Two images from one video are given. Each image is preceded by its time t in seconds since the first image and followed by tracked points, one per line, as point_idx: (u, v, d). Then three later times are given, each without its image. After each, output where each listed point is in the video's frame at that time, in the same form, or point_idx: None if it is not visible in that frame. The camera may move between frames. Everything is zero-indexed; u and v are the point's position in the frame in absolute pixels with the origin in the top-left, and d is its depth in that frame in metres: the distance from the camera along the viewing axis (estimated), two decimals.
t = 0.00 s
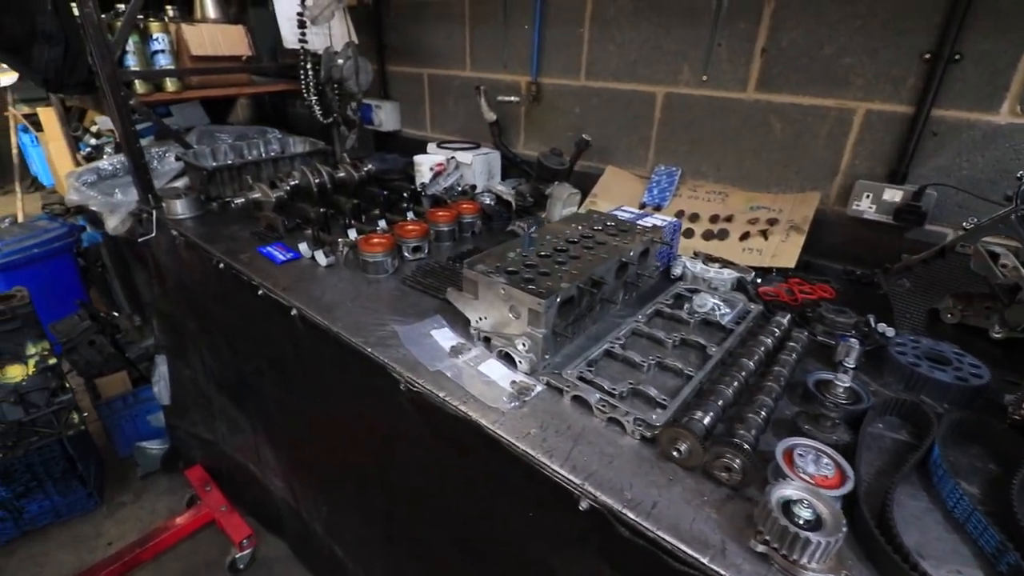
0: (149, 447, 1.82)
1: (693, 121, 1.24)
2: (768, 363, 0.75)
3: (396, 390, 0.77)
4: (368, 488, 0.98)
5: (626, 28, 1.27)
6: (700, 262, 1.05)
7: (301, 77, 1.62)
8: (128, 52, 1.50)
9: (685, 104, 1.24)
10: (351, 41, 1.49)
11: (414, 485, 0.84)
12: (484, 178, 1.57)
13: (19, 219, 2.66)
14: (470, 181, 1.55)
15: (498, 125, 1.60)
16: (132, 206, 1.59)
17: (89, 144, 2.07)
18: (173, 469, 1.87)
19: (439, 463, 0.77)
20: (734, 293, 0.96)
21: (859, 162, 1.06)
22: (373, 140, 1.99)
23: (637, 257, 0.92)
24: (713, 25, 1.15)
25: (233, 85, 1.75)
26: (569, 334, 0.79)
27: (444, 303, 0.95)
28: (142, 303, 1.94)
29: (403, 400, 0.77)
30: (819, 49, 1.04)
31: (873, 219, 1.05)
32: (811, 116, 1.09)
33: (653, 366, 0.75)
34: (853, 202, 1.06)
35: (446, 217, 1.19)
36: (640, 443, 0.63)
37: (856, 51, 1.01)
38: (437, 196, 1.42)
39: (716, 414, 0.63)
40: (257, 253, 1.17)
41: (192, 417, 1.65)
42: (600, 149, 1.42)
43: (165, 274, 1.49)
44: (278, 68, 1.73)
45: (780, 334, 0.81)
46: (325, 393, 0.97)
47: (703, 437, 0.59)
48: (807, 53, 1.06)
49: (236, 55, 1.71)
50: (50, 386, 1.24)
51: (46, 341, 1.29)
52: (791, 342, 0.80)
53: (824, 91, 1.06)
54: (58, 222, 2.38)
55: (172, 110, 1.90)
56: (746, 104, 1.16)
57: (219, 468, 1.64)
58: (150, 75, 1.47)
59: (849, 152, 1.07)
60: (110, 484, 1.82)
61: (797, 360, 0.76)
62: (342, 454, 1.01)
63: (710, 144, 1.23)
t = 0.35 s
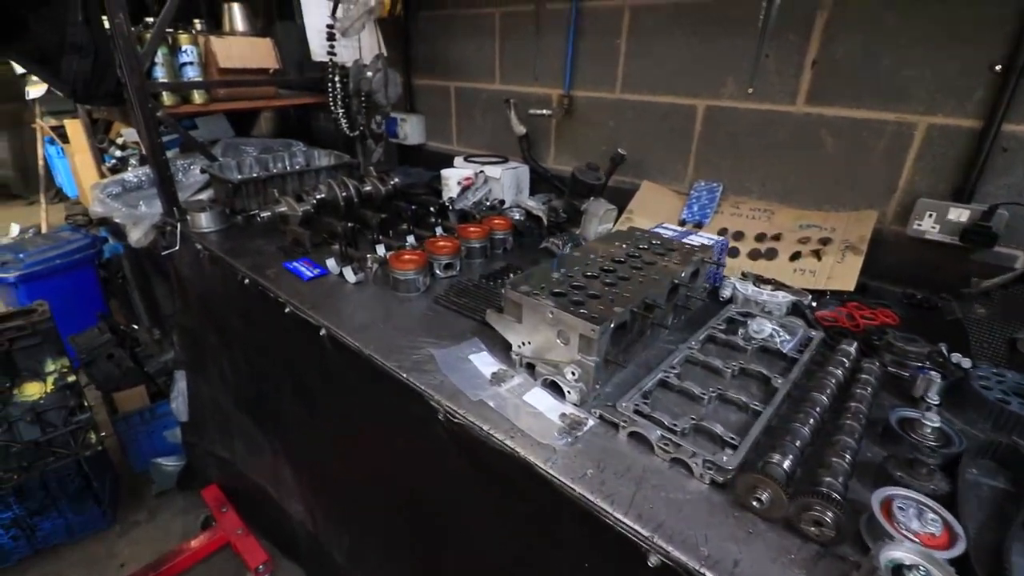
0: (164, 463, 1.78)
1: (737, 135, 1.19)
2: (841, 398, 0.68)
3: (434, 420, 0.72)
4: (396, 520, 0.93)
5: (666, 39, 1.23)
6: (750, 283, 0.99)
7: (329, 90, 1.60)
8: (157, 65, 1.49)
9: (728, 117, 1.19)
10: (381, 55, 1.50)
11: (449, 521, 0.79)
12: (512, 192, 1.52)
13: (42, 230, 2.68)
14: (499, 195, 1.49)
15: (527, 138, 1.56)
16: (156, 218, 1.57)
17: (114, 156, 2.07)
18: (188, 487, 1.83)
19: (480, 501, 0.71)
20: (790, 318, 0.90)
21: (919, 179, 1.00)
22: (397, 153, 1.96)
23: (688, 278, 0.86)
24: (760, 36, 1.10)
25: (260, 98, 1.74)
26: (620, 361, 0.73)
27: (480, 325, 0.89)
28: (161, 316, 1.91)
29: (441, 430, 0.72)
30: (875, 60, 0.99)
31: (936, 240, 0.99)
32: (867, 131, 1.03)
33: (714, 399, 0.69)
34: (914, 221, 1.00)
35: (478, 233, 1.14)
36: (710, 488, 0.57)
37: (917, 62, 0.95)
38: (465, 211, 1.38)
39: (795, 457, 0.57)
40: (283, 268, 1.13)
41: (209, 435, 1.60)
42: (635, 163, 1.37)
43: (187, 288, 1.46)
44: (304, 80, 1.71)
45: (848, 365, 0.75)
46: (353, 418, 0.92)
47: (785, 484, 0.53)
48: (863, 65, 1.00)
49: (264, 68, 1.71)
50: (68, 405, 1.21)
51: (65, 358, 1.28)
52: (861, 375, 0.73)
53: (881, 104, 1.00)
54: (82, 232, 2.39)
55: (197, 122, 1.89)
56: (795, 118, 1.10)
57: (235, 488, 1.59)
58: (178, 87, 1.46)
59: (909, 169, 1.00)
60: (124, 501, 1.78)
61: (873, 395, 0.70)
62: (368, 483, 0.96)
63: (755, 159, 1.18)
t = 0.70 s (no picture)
0: (178, 481, 1.73)
1: (785, 151, 1.12)
2: (931, 450, 0.60)
3: (468, 462, 0.65)
4: (422, 562, 0.85)
5: (708, 50, 1.17)
6: (807, 312, 0.91)
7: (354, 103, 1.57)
8: (182, 76, 1.47)
9: (776, 132, 1.12)
10: (409, 67, 1.52)
11: (483, 572, 0.71)
12: (540, 209, 1.46)
13: (64, 240, 2.68)
14: (527, 212, 1.44)
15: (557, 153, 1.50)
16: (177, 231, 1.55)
17: (138, 168, 2.07)
18: (201, 507, 1.77)
19: (519, 555, 0.63)
20: (854, 352, 0.82)
21: (993, 201, 0.91)
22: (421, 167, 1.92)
23: (744, 308, 0.79)
24: (812, 47, 1.03)
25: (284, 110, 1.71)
26: (674, 401, 0.66)
27: (515, 353, 0.83)
28: (180, 330, 1.88)
29: (476, 474, 0.65)
30: (944, 73, 0.91)
31: (1014, 267, 0.89)
32: (933, 148, 0.95)
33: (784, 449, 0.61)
34: (986, 247, 0.91)
35: (508, 252, 1.08)
36: (791, 558, 0.49)
37: (992, 74, 0.88)
38: (493, 228, 1.32)
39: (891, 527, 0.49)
40: (305, 286, 1.08)
41: (224, 456, 1.55)
42: (673, 180, 1.30)
43: (206, 304, 1.42)
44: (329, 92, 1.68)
45: (932, 410, 0.67)
46: (377, 450, 0.86)
47: (886, 561, 0.45)
48: (929, 76, 0.93)
49: (289, 80, 1.68)
50: (80, 428, 1.15)
51: (78, 378, 1.23)
52: (948, 421, 0.65)
53: (949, 119, 0.93)
54: (104, 243, 2.39)
55: (221, 135, 1.87)
56: (850, 134, 1.03)
57: (249, 512, 1.53)
58: (203, 99, 1.43)
59: (981, 189, 0.92)
60: (136, 520, 1.73)
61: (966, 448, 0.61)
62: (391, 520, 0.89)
63: (806, 177, 1.10)
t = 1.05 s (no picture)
0: (199, 501, 1.71)
1: (845, 181, 1.03)
2: None
3: (504, 534, 0.59)
4: None
5: (760, 72, 1.09)
6: (875, 362, 0.83)
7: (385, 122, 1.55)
8: (213, 95, 1.45)
9: (835, 161, 1.04)
10: (441, 86, 1.48)
11: None
12: (574, 234, 1.40)
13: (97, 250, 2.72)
14: (561, 237, 1.38)
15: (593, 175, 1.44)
16: (206, 250, 1.53)
17: (169, 182, 2.07)
18: (220, 529, 1.74)
19: None
20: (934, 413, 0.73)
21: None
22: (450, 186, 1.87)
23: (811, 362, 0.71)
24: (879, 70, 0.95)
25: (313, 128, 1.69)
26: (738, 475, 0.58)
27: (553, 403, 0.76)
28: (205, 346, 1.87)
29: (513, 548, 0.58)
30: None
31: None
32: (1018, 182, 0.86)
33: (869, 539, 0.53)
34: None
35: (544, 285, 1.02)
36: None
37: None
38: (525, 254, 1.26)
39: None
40: (330, 317, 1.04)
41: (245, 481, 1.51)
42: (718, 208, 1.23)
43: (230, 326, 1.40)
44: (359, 111, 1.65)
45: None
46: (401, 502, 0.80)
47: None
48: (1015, 104, 0.84)
49: (319, 99, 1.66)
50: (97, 460, 1.16)
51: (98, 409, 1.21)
52: None
53: None
54: (135, 255, 2.41)
55: (251, 151, 1.87)
56: (920, 164, 0.94)
57: (268, 540, 1.49)
58: (233, 117, 1.41)
59: None
60: (155, 540, 1.70)
61: None
62: None
63: (868, 210, 1.02)
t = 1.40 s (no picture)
0: (222, 514, 1.66)
1: (952, 201, 0.89)
2: None
3: None
4: None
5: (849, 74, 0.96)
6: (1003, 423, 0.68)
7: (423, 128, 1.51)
8: (247, 98, 1.39)
9: (939, 176, 0.89)
10: (484, 90, 1.38)
11: None
12: (623, 250, 1.28)
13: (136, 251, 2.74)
14: (609, 254, 1.26)
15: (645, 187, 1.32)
16: (236, 258, 1.48)
17: (205, 186, 2.05)
18: (241, 545, 1.68)
19: None
20: None
21: None
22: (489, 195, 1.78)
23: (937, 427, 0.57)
24: (1001, 71, 0.81)
25: (348, 134, 1.62)
26: None
27: (612, 459, 0.65)
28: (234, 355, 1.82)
29: None
30: None
31: None
32: None
33: None
34: None
35: (596, 312, 0.90)
36: None
37: None
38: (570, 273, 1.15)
39: None
40: (359, 339, 0.95)
41: (266, 501, 1.44)
42: (792, 227, 1.09)
43: (256, 339, 1.33)
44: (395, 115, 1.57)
45: None
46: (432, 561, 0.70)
47: None
48: None
49: (355, 103, 1.59)
50: (108, 487, 1.13)
51: (112, 432, 1.15)
52: None
53: None
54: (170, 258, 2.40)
55: (286, 156, 1.82)
56: None
57: (288, 565, 1.41)
58: (267, 121, 1.35)
59: None
60: (176, 554, 1.66)
61: None
62: None
63: (980, 234, 0.87)
